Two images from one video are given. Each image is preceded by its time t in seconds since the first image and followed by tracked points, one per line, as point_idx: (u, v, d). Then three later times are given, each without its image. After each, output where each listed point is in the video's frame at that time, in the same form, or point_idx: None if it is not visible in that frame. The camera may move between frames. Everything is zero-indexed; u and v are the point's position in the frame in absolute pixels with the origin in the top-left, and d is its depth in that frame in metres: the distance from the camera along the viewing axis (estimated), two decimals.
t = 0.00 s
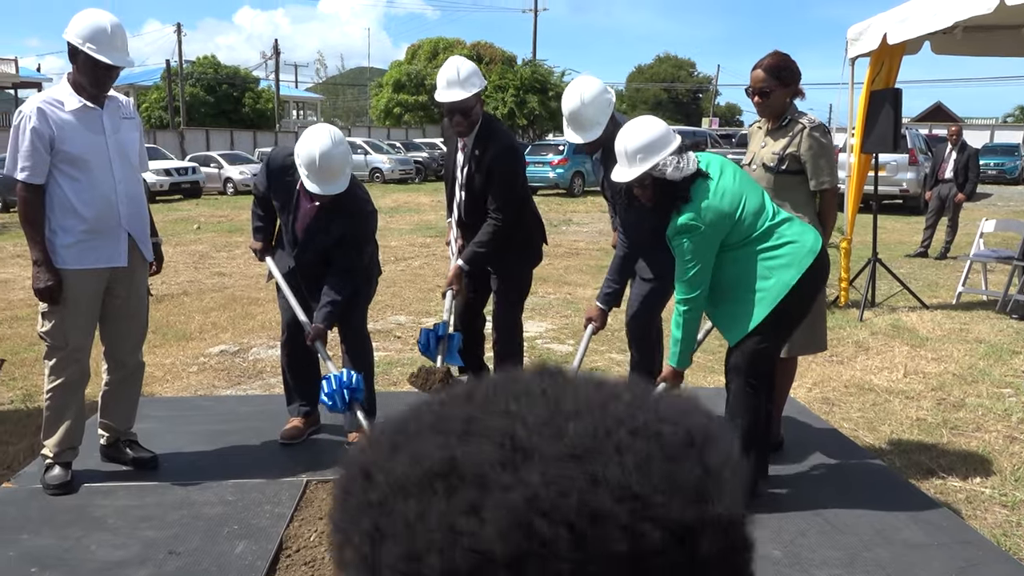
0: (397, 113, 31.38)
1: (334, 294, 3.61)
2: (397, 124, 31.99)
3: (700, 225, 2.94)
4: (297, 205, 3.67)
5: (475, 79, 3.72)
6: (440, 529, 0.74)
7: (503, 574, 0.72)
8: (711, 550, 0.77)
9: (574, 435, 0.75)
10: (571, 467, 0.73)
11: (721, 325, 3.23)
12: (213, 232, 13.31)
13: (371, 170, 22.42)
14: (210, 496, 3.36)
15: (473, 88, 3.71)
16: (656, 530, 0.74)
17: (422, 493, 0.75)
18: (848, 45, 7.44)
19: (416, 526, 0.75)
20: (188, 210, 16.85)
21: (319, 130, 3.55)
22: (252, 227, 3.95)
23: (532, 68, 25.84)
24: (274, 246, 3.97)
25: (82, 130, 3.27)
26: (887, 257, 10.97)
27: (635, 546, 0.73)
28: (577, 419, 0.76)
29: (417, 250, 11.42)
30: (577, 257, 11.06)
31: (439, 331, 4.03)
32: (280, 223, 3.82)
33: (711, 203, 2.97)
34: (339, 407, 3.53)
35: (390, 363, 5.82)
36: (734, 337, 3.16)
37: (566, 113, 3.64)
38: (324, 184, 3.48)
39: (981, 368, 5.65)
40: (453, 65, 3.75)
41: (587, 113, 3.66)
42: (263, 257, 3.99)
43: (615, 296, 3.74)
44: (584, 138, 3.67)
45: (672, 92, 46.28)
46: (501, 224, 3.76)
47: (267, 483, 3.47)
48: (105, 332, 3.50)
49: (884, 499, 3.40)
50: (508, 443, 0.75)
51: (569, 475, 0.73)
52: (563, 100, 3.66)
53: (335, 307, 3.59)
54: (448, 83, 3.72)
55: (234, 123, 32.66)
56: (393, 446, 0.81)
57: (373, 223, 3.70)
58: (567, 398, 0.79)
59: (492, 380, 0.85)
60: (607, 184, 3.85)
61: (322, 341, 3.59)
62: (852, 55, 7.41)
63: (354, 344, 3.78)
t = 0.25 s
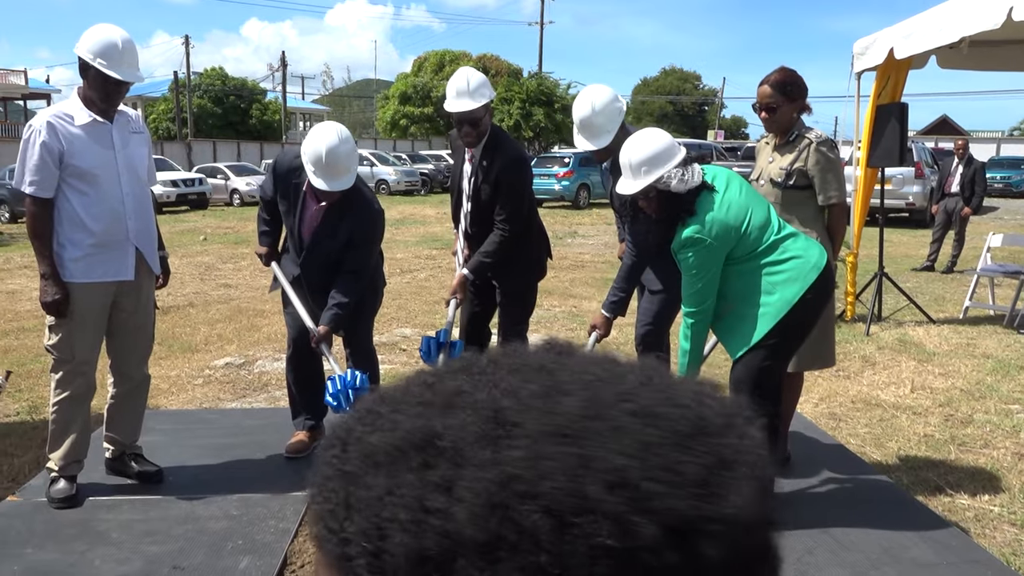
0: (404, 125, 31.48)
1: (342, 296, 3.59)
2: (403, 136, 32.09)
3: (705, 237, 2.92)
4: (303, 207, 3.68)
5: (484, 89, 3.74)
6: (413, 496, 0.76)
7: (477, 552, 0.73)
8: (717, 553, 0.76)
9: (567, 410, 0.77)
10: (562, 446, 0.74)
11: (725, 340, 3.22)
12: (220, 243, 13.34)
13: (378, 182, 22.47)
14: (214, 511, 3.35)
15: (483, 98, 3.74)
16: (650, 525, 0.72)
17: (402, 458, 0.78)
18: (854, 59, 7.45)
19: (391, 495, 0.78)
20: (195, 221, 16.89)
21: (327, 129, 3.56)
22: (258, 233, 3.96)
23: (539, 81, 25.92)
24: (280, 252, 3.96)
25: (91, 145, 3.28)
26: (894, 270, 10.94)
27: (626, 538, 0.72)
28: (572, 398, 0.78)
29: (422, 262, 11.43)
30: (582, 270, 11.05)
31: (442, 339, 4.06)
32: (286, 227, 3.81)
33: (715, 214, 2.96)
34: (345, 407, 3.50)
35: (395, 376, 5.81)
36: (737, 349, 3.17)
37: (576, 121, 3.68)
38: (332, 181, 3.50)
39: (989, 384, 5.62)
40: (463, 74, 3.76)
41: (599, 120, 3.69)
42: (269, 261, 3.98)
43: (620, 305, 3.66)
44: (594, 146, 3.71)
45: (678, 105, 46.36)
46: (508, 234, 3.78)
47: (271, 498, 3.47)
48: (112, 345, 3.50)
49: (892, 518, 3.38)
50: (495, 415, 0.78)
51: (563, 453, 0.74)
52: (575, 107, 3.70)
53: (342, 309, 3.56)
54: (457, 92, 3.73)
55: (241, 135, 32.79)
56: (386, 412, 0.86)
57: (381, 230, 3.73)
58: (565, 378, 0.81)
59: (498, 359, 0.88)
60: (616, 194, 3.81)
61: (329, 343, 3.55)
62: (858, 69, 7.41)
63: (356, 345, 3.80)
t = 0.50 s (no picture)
0: (408, 136, 31.59)
1: (346, 298, 3.62)
2: (407, 146, 32.19)
3: (711, 245, 2.92)
4: (309, 208, 3.68)
5: (491, 99, 3.78)
6: (569, 562, 0.64)
7: None
8: None
9: (713, 457, 0.67)
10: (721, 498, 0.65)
11: (728, 352, 3.21)
12: (224, 253, 13.37)
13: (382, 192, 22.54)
14: (218, 522, 3.35)
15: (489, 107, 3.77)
16: None
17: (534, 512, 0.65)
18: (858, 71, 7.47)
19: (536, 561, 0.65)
20: (199, 231, 16.95)
21: (334, 125, 3.58)
22: (262, 234, 3.97)
23: (542, 92, 26.02)
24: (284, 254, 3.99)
25: (99, 156, 3.30)
26: (898, 282, 10.92)
27: None
28: (704, 441, 0.69)
29: (426, 273, 11.44)
30: (586, 281, 11.05)
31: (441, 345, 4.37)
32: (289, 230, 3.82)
33: (720, 223, 2.96)
34: (349, 408, 3.58)
35: (399, 387, 5.80)
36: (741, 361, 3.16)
37: (587, 125, 3.73)
38: (341, 175, 3.52)
39: (995, 396, 5.59)
40: (470, 85, 3.82)
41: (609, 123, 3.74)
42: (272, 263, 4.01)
43: (622, 311, 3.68)
44: (604, 149, 3.75)
45: (681, 116, 46.46)
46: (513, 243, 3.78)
47: (275, 510, 3.46)
48: (117, 356, 3.50)
49: (899, 532, 3.36)
50: (636, 463, 0.66)
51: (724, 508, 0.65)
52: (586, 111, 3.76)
53: (347, 310, 3.59)
54: (464, 103, 3.78)
55: (246, 144, 32.93)
56: (482, 456, 0.70)
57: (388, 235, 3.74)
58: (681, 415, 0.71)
59: (568, 384, 0.77)
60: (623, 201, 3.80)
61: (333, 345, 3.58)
62: (862, 81, 7.43)
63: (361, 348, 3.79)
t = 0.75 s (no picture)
0: (414, 152, 31.72)
1: (353, 310, 3.62)
2: (413, 163, 32.31)
3: (722, 262, 2.92)
4: (317, 218, 3.69)
5: (500, 118, 3.77)
6: None
7: None
8: None
9: None
10: None
11: (736, 372, 3.19)
12: (230, 270, 13.40)
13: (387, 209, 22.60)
14: (222, 545, 3.33)
15: (498, 126, 3.76)
16: None
17: None
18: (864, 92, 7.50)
19: None
20: (205, 247, 16.99)
21: (347, 131, 3.58)
22: (271, 244, 3.96)
23: (548, 109, 26.11)
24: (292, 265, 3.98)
25: (109, 178, 3.31)
26: (904, 301, 10.88)
27: None
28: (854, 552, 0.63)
29: (431, 290, 11.44)
30: (591, 299, 11.04)
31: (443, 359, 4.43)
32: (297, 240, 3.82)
33: (732, 240, 2.96)
34: (353, 421, 3.56)
35: (404, 406, 5.79)
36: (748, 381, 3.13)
37: (601, 138, 3.75)
38: (353, 180, 3.52)
39: (1004, 419, 5.55)
40: (479, 104, 3.81)
41: (622, 137, 3.76)
42: (280, 273, 4.00)
43: (628, 325, 3.70)
44: (622, 161, 3.76)
45: (686, 134, 46.58)
46: (520, 259, 3.77)
47: (280, 533, 3.45)
48: (122, 377, 3.50)
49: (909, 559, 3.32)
50: None
51: None
52: (603, 122, 3.77)
53: (353, 322, 3.59)
54: (473, 121, 3.76)
55: (253, 160, 33.08)
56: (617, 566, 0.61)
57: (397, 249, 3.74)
58: (798, 494, 0.65)
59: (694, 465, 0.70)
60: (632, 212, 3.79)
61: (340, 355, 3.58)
62: (868, 101, 7.45)
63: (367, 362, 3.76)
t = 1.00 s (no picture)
0: (416, 166, 31.80)
1: (358, 323, 3.58)
2: (416, 176, 32.38)
3: (733, 272, 2.89)
4: (322, 230, 3.69)
5: (507, 135, 3.78)
6: None
7: None
8: None
9: None
10: None
11: (743, 386, 3.15)
12: (233, 283, 13.41)
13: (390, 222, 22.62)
14: (224, 565, 3.31)
15: (504, 141, 3.76)
16: None
17: None
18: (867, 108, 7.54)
19: None
20: (208, 260, 17.01)
21: (356, 141, 3.57)
22: (277, 255, 3.96)
23: (550, 122, 26.18)
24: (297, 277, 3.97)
25: (116, 196, 3.32)
26: (908, 316, 10.86)
27: None
28: None
29: (434, 304, 11.44)
30: (594, 314, 11.03)
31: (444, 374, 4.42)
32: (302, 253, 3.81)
33: (743, 250, 2.93)
34: (355, 433, 3.49)
35: (407, 422, 5.77)
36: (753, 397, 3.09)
37: (611, 149, 3.76)
38: (362, 189, 3.50)
39: (1010, 437, 5.52)
40: (486, 121, 3.83)
41: (632, 149, 3.76)
42: (285, 286, 3.99)
43: (634, 338, 3.69)
44: (633, 172, 3.75)
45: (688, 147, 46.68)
46: (525, 272, 3.76)
47: (282, 552, 3.43)
48: (125, 396, 3.49)
49: None
50: None
51: None
52: (613, 133, 3.78)
53: (358, 335, 3.56)
54: (480, 137, 3.77)
55: (256, 173, 33.17)
56: None
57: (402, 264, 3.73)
58: None
59: None
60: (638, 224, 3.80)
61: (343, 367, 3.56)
62: (871, 117, 7.47)
63: (371, 376, 3.73)
